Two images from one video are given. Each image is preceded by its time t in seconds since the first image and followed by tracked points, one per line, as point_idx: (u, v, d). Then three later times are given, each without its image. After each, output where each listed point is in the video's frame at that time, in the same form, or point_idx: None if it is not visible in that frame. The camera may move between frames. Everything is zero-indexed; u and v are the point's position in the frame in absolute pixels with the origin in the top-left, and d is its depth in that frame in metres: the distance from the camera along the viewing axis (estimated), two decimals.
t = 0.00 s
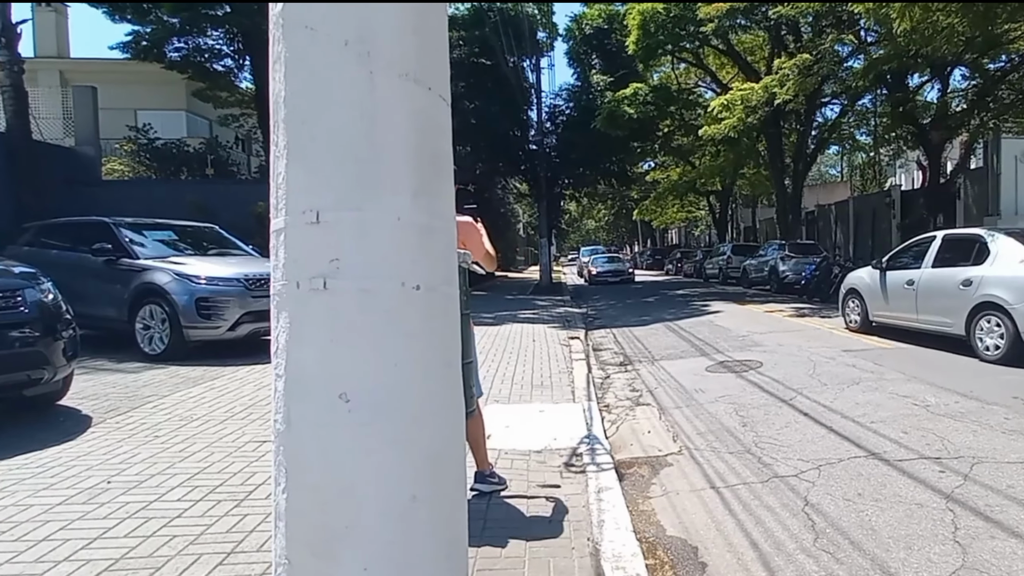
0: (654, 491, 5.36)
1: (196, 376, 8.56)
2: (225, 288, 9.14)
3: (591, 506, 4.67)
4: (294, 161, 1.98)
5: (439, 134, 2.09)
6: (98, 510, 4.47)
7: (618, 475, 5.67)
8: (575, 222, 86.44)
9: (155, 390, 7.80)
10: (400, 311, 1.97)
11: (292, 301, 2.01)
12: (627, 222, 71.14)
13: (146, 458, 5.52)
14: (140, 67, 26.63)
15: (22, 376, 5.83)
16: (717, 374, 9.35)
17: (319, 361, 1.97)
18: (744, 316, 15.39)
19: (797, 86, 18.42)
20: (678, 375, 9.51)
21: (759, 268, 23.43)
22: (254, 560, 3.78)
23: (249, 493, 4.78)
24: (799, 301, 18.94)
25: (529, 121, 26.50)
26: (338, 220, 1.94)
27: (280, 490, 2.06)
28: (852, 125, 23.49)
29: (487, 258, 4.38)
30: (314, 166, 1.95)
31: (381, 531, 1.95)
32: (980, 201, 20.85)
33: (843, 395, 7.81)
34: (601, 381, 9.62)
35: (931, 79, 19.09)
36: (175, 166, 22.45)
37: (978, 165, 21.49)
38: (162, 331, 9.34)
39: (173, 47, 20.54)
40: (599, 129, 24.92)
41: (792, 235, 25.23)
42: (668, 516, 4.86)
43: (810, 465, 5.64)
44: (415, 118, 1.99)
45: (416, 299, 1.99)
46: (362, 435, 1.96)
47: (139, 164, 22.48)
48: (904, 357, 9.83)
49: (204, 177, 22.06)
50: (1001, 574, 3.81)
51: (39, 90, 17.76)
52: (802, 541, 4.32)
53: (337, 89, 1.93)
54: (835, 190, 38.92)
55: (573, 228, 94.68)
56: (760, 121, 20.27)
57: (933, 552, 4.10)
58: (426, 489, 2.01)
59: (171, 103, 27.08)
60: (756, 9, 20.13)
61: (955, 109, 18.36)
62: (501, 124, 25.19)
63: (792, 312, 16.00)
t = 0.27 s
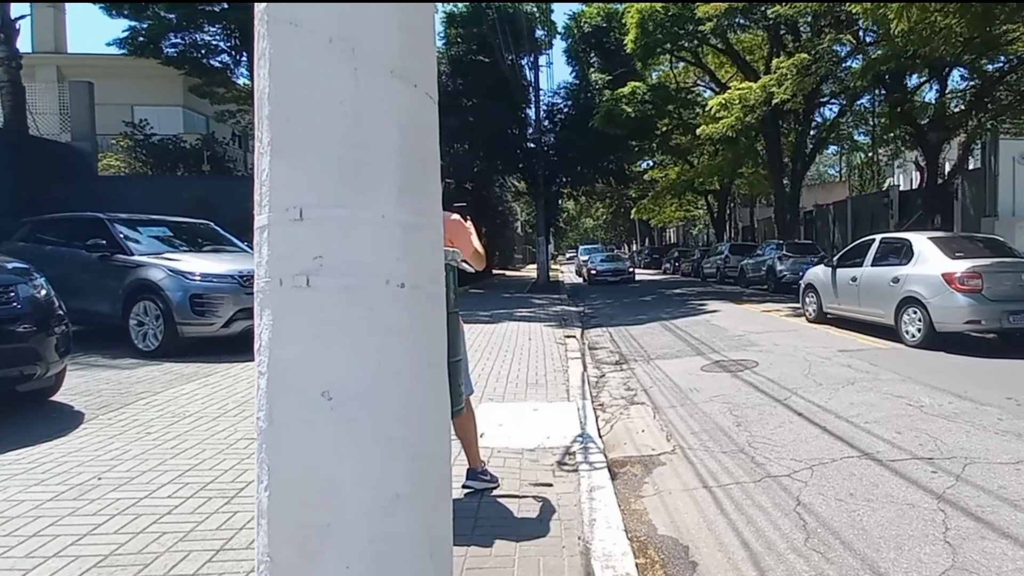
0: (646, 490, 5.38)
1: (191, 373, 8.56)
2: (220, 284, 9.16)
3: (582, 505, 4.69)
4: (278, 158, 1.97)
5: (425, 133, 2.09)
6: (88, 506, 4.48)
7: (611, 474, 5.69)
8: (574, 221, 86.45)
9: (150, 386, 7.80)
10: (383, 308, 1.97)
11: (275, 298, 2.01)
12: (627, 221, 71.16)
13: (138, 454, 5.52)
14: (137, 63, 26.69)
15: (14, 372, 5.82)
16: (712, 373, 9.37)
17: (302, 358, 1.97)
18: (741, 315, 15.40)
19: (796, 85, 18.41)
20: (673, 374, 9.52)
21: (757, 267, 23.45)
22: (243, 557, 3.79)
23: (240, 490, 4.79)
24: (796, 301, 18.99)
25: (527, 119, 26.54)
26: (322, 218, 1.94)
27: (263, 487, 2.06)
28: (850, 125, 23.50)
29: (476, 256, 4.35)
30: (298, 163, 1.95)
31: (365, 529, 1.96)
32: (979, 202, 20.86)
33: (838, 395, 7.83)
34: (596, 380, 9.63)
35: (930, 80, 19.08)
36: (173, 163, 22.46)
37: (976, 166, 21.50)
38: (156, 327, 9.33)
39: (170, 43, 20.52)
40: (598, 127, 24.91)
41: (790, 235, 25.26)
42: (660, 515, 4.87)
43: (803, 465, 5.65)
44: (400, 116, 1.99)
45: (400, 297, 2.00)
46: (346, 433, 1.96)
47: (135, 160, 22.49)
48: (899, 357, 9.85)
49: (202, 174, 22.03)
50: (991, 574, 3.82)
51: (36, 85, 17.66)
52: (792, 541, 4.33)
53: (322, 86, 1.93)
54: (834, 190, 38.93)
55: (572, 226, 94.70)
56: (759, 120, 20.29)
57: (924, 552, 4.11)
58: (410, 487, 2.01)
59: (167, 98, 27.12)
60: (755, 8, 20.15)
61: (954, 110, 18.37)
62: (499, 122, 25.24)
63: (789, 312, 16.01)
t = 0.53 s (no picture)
0: (636, 488, 5.38)
1: (179, 371, 8.51)
2: (208, 282, 9.10)
3: (571, 503, 4.70)
4: (258, 154, 1.96)
5: (408, 129, 2.07)
6: (73, 505, 4.45)
7: (601, 473, 5.71)
8: (567, 219, 86.51)
9: (137, 385, 7.76)
10: (365, 306, 1.96)
11: (256, 295, 1.99)
12: (620, 219, 71.26)
13: (123, 453, 5.48)
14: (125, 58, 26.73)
15: None
16: (704, 371, 9.38)
17: (283, 356, 1.96)
18: (733, 313, 15.43)
19: (788, 84, 18.43)
20: (665, 373, 9.54)
21: (749, 266, 23.52)
22: (228, 556, 3.77)
23: (225, 489, 4.77)
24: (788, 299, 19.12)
25: (520, 117, 26.57)
26: (304, 215, 1.93)
27: (244, 486, 2.05)
28: (843, 124, 23.57)
29: (464, 255, 4.36)
30: (279, 159, 1.94)
31: (347, 526, 1.95)
32: (970, 201, 20.96)
33: (828, 393, 7.85)
34: (588, 378, 9.64)
35: (922, 80, 19.15)
36: (160, 158, 22.50)
37: (968, 165, 21.61)
38: (144, 324, 9.30)
39: (159, 38, 20.71)
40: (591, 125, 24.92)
41: (783, 233, 25.34)
42: (649, 514, 4.87)
43: (793, 463, 5.66)
44: (383, 112, 1.97)
45: (383, 295, 1.98)
46: (328, 431, 1.94)
47: (123, 156, 22.51)
48: (889, 356, 9.90)
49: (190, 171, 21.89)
50: (977, 572, 3.83)
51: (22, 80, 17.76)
52: (781, 539, 4.34)
53: (304, 82, 1.91)
54: (827, 189, 39.09)
55: (566, 224, 94.78)
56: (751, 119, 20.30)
57: (911, 550, 4.12)
58: (393, 485, 2.00)
59: (155, 93, 27.17)
60: (748, 7, 20.22)
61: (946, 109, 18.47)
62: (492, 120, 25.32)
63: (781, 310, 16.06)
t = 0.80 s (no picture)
0: (617, 488, 5.37)
1: (153, 370, 8.41)
2: (183, 280, 9.02)
3: (551, 504, 4.69)
4: (224, 149, 1.91)
5: (381, 125, 2.03)
6: (39, 508, 4.43)
7: (583, 473, 5.70)
8: (554, 218, 86.65)
9: (109, 384, 7.66)
10: (335, 305, 1.91)
11: (222, 294, 1.94)
12: (607, 219, 71.48)
13: (93, 454, 5.42)
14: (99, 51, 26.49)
15: None
16: (686, 371, 9.41)
17: (250, 356, 1.91)
18: (717, 313, 15.49)
19: (773, 85, 18.55)
20: (648, 372, 9.56)
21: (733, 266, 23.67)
22: (197, 561, 3.79)
23: (197, 492, 4.75)
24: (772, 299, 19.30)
25: (505, 115, 26.60)
26: (270, 213, 1.88)
27: (209, 490, 1.99)
28: (828, 125, 23.74)
29: (445, 256, 4.34)
30: (245, 155, 1.89)
31: (316, 531, 1.90)
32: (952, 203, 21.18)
33: (810, 393, 7.89)
34: (571, 378, 9.63)
35: (905, 82, 19.31)
36: (136, 152, 22.42)
37: (949, 167, 21.86)
38: (116, 323, 9.18)
39: (134, 30, 20.63)
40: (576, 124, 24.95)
41: (767, 233, 25.51)
42: (630, 514, 4.86)
43: (774, 463, 5.67)
44: (354, 107, 1.93)
45: (354, 294, 1.94)
46: (296, 433, 1.90)
47: (96, 150, 22.61)
48: (870, 356, 9.97)
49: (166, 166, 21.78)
50: (954, 570, 3.85)
51: None
52: (760, 538, 4.34)
53: (272, 75, 1.86)
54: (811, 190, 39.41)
55: (552, 223, 94.92)
56: (736, 119, 20.34)
57: (888, 548, 4.13)
58: (364, 488, 1.96)
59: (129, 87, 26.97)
60: (734, 7, 20.34)
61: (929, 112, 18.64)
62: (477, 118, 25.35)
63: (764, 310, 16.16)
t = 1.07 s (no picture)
0: (596, 486, 5.37)
1: (121, 364, 8.29)
2: (153, 272, 8.84)
3: (529, 502, 4.68)
4: (197, 139, 1.87)
5: (360, 117, 1.99)
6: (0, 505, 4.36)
7: (561, 470, 5.69)
8: (537, 216, 86.76)
9: (74, 378, 7.53)
10: (311, 298, 1.87)
11: (194, 285, 1.90)
12: (589, 217, 71.66)
13: (57, 449, 5.33)
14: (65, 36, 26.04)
15: None
16: (666, 370, 9.44)
17: (223, 349, 1.87)
18: (697, 313, 15.57)
19: (755, 87, 18.77)
20: (627, 371, 9.58)
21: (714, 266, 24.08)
22: (166, 558, 3.74)
23: (165, 488, 4.69)
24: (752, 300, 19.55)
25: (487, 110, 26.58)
26: (246, 204, 1.84)
27: (179, 485, 1.95)
28: (809, 128, 23.95)
29: (437, 253, 4.32)
30: (219, 144, 1.84)
31: (290, 527, 1.86)
32: (929, 207, 21.47)
33: (789, 393, 7.94)
34: (550, 376, 9.63)
35: (885, 86, 19.51)
36: (105, 142, 22.18)
37: (927, 171, 22.17)
38: (82, 316, 9.06)
39: (104, 16, 19.63)
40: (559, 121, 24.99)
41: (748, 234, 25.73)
42: (608, 512, 4.86)
43: (752, 461, 5.70)
44: (332, 97, 1.89)
45: (330, 287, 1.90)
46: (269, 429, 1.86)
47: (64, 138, 22.33)
48: (848, 356, 10.08)
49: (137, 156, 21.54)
50: (926, 566, 3.89)
51: None
52: (738, 536, 4.36)
53: (248, 62, 1.82)
54: (792, 191, 39.78)
55: (535, 221, 95.14)
56: (719, 120, 20.49)
57: (863, 545, 4.17)
58: (339, 484, 1.93)
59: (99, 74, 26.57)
60: (718, 8, 20.45)
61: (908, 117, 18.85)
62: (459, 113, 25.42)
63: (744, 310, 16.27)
